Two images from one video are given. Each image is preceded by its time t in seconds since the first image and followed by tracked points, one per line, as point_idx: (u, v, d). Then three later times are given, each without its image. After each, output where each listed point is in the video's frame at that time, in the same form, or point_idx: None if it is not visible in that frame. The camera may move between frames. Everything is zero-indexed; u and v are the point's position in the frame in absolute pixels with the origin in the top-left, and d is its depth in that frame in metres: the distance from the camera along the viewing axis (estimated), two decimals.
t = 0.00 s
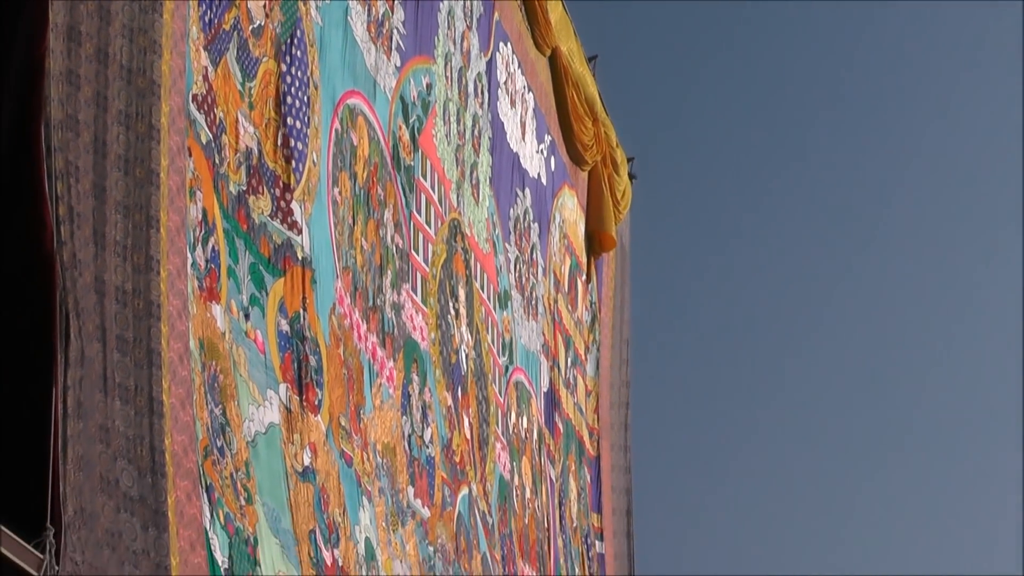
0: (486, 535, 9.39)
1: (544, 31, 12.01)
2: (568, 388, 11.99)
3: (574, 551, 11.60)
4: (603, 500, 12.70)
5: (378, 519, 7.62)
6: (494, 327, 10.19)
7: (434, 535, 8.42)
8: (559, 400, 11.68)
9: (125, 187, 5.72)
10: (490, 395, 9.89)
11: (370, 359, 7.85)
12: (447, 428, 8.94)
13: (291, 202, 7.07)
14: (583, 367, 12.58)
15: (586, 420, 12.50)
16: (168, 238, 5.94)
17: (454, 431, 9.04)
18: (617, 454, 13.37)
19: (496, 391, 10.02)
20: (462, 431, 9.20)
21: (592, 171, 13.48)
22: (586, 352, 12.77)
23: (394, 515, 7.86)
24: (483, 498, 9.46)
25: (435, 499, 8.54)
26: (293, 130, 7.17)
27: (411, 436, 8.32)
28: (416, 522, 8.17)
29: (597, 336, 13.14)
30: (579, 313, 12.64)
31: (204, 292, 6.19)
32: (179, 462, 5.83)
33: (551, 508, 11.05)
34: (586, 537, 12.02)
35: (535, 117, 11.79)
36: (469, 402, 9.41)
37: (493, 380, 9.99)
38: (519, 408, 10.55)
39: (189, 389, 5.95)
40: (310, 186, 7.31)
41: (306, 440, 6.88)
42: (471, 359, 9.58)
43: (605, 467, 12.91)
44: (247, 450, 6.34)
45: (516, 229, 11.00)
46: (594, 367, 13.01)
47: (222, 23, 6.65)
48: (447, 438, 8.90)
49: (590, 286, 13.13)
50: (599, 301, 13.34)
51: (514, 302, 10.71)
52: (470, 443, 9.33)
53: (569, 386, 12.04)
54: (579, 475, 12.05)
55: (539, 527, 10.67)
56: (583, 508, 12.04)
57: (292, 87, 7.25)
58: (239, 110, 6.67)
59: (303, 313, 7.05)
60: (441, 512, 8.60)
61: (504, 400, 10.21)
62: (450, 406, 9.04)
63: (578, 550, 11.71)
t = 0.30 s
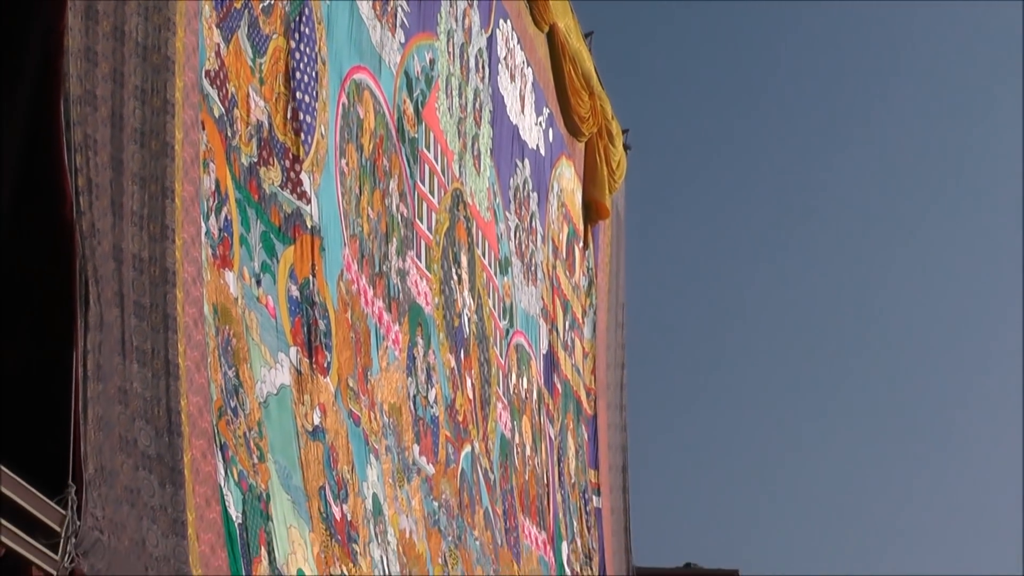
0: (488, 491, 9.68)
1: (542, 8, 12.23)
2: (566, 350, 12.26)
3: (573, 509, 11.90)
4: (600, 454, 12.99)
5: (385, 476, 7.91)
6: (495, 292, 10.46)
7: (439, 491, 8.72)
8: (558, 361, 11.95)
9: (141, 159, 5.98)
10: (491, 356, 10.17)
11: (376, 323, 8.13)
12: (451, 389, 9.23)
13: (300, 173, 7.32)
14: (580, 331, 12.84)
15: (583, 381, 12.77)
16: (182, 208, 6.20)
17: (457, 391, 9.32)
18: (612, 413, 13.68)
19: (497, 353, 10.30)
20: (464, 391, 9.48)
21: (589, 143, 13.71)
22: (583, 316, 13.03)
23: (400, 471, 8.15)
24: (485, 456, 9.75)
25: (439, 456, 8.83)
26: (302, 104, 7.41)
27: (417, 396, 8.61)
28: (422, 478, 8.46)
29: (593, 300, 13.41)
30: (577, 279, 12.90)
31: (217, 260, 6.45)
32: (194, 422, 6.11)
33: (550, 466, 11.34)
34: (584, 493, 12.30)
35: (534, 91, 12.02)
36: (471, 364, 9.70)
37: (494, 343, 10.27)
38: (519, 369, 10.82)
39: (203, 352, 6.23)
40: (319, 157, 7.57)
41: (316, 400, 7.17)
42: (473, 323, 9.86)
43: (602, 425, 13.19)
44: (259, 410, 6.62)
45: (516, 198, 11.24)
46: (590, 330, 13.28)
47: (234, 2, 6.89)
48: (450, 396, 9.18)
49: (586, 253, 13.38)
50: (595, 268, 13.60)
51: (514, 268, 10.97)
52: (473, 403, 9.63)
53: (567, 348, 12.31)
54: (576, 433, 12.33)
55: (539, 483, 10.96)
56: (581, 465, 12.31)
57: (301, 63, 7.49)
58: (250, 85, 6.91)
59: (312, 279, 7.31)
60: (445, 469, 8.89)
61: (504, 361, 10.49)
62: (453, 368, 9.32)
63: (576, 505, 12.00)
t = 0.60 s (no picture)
0: (487, 458, 9.93)
1: None
2: (560, 322, 12.49)
3: (568, 473, 12.10)
4: (594, 422, 13.19)
5: (387, 443, 8.16)
6: (493, 266, 10.69)
7: (440, 458, 8.98)
8: (553, 333, 12.18)
9: (152, 139, 6.19)
10: (489, 328, 10.40)
11: (379, 297, 8.36)
12: (450, 359, 9.48)
13: (305, 152, 7.55)
14: (574, 303, 13.05)
15: (577, 351, 12.99)
16: (191, 186, 6.43)
17: (456, 361, 9.57)
18: (605, 380, 13.83)
19: (495, 325, 10.55)
20: (463, 361, 9.73)
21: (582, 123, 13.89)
22: (578, 290, 13.24)
23: (402, 439, 8.41)
24: (484, 424, 9.99)
25: (439, 424, 9.09)
26: (307, 85, 7.63)
27: (417, 366, 8.86)
28: (423, 445, 8.72)
29: (587, 275, 13.62)
30: (571, 255, 13.11)
31: (225, 236, 6.68)
32: (204, 391, 6.35)
33: (547, 435, 11.59)
34: (579, 459, 12.52)
35: (530, 73, 12.24)
36: (470, 335, 9.94)
37: (492, 315, 10.51)
38: (516, 341, 11.05)
39: (211, 324, 6.47)
40: (322, 136, 7.79)
41: (320, 371, 7.42)
42: (472, 296, 10.09)
43: (596, 394, 13.41)
44: (266, 380, 6.87)
45: (512, 176, 11.46)
46: (585, 303, 13.49)
47: None
48: (449, 366, 9.43)
49: (580, 228, 13.58)
50: (589, 244, 13.82)
51: (511, 244, 11.19)
52: (471, 372, 9.87)
53: (561, 320, 12.53)
54: (572, 401, 12.55)
55: (535, 450, 11.21)
56: (575, 432, 12.53)
57: (305, 45, 7.70)
58: (256, 67, 7.14)
59: (317, 254, 7.55)
60: (445, 436, 9.15)
61: (502, 332, 10.73)
62: (452, 339, 9.56)
63: (572, 471, 12.22)
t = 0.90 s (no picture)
0: (484, 426, 10.22)
1: None
2: (554, 296, 12.75)
3: (561, 441, 12.38)
4: (586, 391, 13.45)
5: (388, 412, 8.46)
6: (489, 243, 10.96)
7: (439, 427, 9.28)
8: (547, 306, 12.46)
9: (161, 122, 6.44)
10: (486, 302, 10.67)
11: (379, 273, 8.63)
12: (449, 332, 9.75)
13: (308, 134, 7.80)
14: (567, 277, 13.31)
15: (570, 322, 13.25)
16: (199, 166, 6.69)
17: (454, 333, 9.84)
18: (596, 351, 14.07)
19: (491, 299, 10.81)
20: (461, 333, 10.00)
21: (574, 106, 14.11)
22: (570, 264, 13.50)
23: (402, 408, 8.70)
24: (481, 394, 10.28)
25: (438, 393, 9.38)
26: (309, 70, 7.89)
27: (417, 339, 9.13)
28: (423, 415, 9.02)
29: (579, 249, 13.88)
30: (564, 231, 13.36)
31: (232, 214, 6.95)
32: (212, 363, 6.62)
33: (541, 405, 11.87)
34: (572, 427, 12.80)
35: (524, 57, 12.48)
36: (467, 309, 10.21)
37: (488, 290, 10.78)
38: (512, 314, 11.32)
39: (219, 299, 6.73)
40: (325, 118, 8.04)
41: (324, 343, 7.70)
42: (469, 271, 10.36)
43: (588, 364, 13.68)
44: (272, 352, 7.15)
45: (507, 155, 11.71)
46: (577, 276, 13.74)
47: None
48: (447, 338, 9.71)
49: (573, 205, 13.84)
50: (581, 220, 14.08)
51: (506, 221, 11.45)
52: (468, 345, 10.15)
53: (555, 294, 12.79)
54: (564, 370, 12.83)
55: (530, 419, 11.49)
56: (568, 401, 12.81)
57: (308, 31, 7.95)
58: (261, 52, 7.39)
59: (320, 231, 7.81)
60: (444, 406, 9.44)
61: (498, 306, 10.99)
62: (450, 313, 9.83)
63: (565, 439, 12.50)
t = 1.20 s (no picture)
0: (482, 394, 10.50)
1: None
2: (550, 269, 13.00)
3: (557, 409, 12.65)
4: (580, 361, 13.72)
5: (390, 381, 8.73)
6: (487, 218, 11.21)
7: (439, 395, 9.56)
8: (543, 279, 12.71)
9: (170, 102, 6.66)
10: (484, 275, 10.93)
11: (382, 248, 8.88)
12: (448, 304, 10.01)
13: (312, 114, 8.04)
14: (562, 251, 13.55)
15: (565, 294, 13.50)
16: (207, 145, 6.92)
17: (454, 305, 10.11)
18: (590, 322, 14.31)
19: (489, 272, 11.07)
20: (460, 305, 10.27)
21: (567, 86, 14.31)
22: (565, 238, 13.75)
23: (403, 377, 8.98)
24: (479, 363, 10.54)
25: (438, 362, 9.66)
26: (313, 52, 8.12)
27: (418, 311, 9.39)
28: (422, 384, 9.30)
29: (573, 224, 14.12)
30: (558, 207, 13.59)
31: (239, 191, 7.19)
32: (220, 334, 6.88)
33: (538, 375, 12.14)
34: (567, 395, 13.07)
35: (520, 38, 12.69)
36: (466, 282, 10.47)
37: (486, 263, 11.03)
38: (509, 287, 11.57)
39: (227, 274, 6.98)
40: (328, 99, 8.28)
41: (328, 316, 7.97)
42: (468, 245, 10.61)
43: (583, 334, 13.95)
44: (278, 324, 7.41)
45: (504, 134, 11.94)
46: (572, 251, 13.99)
47: None
48: (447, 309, 9.97)
49: (567, 181, 14.08)
50: (575, 195, 14.32)
51: (503, 197, 11.69)
52: (467, 316, 10.41)
53: (550, 267, 13.04)
54: (559, 341, 13.09)
55: (527, 387, 11.76)
56: (563, 369, 13.06)
57: (312, 15, 8.18)
58: (266, 35, 7.62)
59: (324, 208, 8.06)
60: (444, 375, 9.71)
61: (496, 279, 11.25)
62: (450, 286, 10.09)
63: (560, 407, 12.76)
